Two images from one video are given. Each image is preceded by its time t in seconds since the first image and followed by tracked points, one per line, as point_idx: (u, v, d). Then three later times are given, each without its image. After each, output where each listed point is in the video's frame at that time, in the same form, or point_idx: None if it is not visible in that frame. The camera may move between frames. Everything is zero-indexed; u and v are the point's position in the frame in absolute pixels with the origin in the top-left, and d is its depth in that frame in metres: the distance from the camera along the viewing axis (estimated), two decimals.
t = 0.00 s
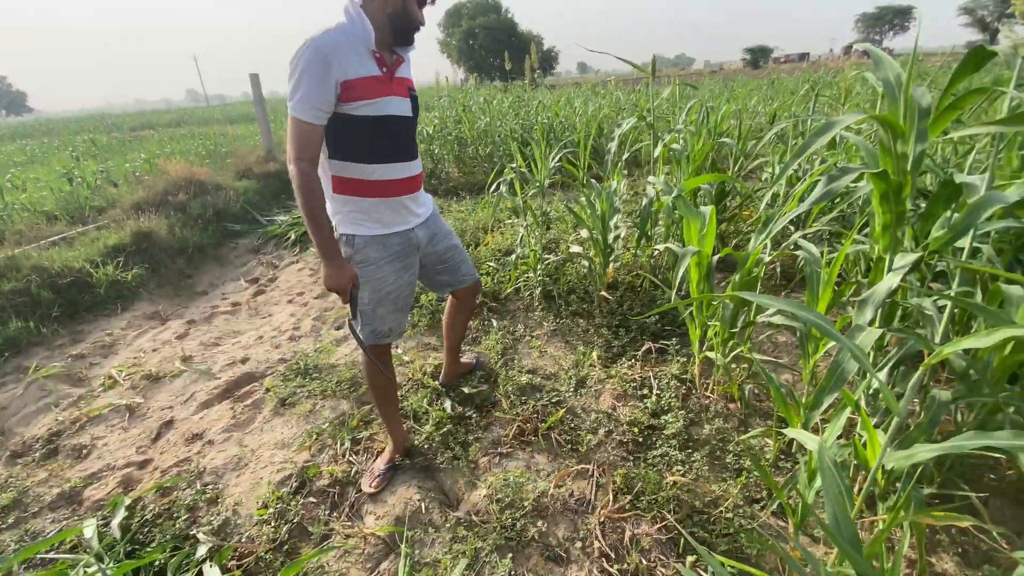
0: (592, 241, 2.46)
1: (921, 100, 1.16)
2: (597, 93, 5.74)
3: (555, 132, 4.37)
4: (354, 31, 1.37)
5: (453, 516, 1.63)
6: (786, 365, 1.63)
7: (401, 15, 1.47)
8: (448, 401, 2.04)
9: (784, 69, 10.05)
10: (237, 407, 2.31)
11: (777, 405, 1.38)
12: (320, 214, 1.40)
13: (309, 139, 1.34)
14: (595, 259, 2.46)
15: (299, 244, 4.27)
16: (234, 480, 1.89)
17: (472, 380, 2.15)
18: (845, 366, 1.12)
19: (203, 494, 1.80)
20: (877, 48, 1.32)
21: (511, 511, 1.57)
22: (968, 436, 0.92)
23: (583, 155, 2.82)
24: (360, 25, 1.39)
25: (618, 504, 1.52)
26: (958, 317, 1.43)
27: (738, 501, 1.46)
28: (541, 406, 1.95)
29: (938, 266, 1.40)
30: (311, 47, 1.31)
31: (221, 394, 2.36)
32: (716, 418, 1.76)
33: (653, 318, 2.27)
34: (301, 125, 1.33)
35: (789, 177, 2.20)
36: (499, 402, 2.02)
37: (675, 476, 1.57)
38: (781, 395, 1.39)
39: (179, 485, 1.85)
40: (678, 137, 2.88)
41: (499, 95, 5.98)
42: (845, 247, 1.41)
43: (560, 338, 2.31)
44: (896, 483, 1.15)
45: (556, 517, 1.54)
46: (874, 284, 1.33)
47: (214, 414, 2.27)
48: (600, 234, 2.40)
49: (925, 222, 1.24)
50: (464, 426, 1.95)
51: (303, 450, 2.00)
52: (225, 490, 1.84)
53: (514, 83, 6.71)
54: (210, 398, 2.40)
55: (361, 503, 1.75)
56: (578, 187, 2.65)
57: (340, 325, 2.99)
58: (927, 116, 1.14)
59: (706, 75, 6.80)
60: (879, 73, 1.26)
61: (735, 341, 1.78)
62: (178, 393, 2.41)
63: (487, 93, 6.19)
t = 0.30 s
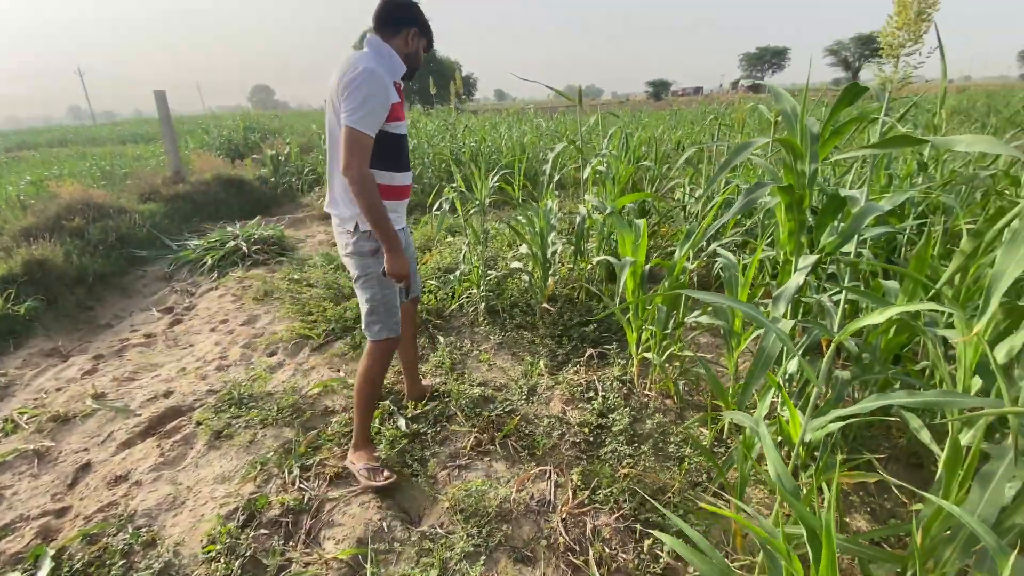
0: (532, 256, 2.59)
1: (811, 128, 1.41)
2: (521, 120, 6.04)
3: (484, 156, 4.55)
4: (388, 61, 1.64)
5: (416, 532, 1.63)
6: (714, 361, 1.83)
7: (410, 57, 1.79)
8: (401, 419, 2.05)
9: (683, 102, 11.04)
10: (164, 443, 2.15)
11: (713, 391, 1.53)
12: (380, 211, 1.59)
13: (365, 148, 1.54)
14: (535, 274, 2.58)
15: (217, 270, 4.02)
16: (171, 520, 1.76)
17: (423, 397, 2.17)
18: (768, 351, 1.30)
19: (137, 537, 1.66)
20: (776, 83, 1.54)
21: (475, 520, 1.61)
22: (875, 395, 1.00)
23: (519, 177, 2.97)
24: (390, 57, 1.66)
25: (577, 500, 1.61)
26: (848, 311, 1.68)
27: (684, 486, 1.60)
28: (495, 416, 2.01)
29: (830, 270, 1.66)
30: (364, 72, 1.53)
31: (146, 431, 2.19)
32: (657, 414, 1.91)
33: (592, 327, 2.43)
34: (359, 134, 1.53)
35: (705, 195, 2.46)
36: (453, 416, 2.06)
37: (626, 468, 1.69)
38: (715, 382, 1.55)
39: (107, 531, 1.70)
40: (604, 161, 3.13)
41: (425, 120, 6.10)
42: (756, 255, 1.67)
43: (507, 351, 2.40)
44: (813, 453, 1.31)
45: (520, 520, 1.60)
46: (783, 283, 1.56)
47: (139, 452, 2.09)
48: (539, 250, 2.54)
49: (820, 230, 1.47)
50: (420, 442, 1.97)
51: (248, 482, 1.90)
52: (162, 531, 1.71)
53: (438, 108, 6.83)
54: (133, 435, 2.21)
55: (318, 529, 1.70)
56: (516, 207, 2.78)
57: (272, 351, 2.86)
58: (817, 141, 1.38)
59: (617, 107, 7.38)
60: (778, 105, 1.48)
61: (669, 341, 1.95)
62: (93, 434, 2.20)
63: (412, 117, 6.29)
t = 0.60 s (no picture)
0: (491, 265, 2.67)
1: (747, 143, 1.61)
2: (468, 136, 6.18)
3: (435, 170, 4.63)
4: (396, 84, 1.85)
5: (393, 537, 1.63)
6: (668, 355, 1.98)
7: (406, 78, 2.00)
8: (369, 428, 2.05)
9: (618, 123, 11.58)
10: (109, 468, 2.02)
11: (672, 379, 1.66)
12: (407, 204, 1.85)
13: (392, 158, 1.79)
14: (495, 283, 2.68)
15: (151, 288, 3.78)
16: (126, 546, 1.67)
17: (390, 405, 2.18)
18: (719, 340, 1.46)
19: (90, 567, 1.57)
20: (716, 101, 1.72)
21: (453, 519, 1.64)
22: (812, 367, 1.10)
23: (475, 188, 3.06)
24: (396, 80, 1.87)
25: (551, 492, 1.70)
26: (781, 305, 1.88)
27: (648, 471, 1.72)
28: (465, 420, 2.07)
29: (766, 269, 1.86)
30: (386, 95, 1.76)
31: (88, 457, 2.05)
32: (618, 408, 2.03)
33: (552, 331, 2.54)
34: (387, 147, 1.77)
35: (651, 206, 2.65)
36: (422, 423, 2.09)
37: (596, 459, 1.78)
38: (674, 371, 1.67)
39: (55, 562, 1.60)
40: (556, 174, 3.29)
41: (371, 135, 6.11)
42: (702, 257, 1.86)
43: (471, 357, 2.47)
44: (761, 430, 1.45)
45: (497, 516, 1.66)
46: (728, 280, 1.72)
47: (80, 479, 1.96)
48: (499, 259, 2.63)
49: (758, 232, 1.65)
50: (390, 450, 1.97)
51: (208, 501, 1.82)
52: (117, 559, 1.62)
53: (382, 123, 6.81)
54: (71, 463, 2.06)
55: (290, 543, 1.66)
56: (475, 218, 2.86)
57: (223, 371, 2.65)
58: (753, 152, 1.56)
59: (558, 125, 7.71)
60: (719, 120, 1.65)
61: (626, 339, 2.08)
62: (26, 464, 2.04)
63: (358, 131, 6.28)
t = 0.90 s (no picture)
0: (459, 278, 2.75)
1: (698, 162, 1.72)
2: (431, 151, 6.24)
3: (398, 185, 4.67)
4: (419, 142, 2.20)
5: (366, 551, 1.63)
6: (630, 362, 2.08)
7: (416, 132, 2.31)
8: (338, 444, 2.04)
9: (576, 140, 11.87)
10: (59, 497, 1.92)
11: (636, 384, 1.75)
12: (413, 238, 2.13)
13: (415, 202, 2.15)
14: (463, 297, 2.77)
15: (98, 307, 3.62)
16: None
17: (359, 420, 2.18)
18: (679, 344, 1.56)
19: None
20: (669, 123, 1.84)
21: (427, 529, 1.65)
22: (761, 366, 1.20)
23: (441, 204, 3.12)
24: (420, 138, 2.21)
25: (523, 498, 1.75)
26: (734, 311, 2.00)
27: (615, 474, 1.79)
28: (436, 432, 2.10)
29: (719, 278, 1.98)
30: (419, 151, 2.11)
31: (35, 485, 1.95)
32: (585, 414, 2.11)
33: (519, 343, 2.62)
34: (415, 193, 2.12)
35: (611, 220, 2.76)
36: (393, 436, 2.10)
37: (566, 464, 1.85)
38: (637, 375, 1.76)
39: None
40: (520, 190, 3.39)
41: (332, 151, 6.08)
42: (660, 268, 1.97)
43: (440, 369, 2.57)
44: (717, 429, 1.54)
45: (470, 524, 1.68)
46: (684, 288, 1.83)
47: (27, 509, 1.86)
48: (466, 273, 2.70)
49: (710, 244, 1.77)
50: (361, 465, 1.97)
51: (170, 525, 1.76)
52: None
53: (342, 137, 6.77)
54: (15, 493, 1.95)
55: (260, 563, 1.63)
56: (441, 233, 2.91)
57: (180, 391, 2.57)
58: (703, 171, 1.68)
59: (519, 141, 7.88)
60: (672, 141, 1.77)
61: (592, 347, 2.16)
62: None
63: (318, 146, 6.24)
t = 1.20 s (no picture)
0: (430, 287, 2.76)
1: (657, 173, 1.79)
2: (403, 159, 6.24)
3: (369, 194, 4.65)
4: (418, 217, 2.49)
5: (334, 565, 1.60)
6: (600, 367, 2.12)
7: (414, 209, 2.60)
8: (306, 457, 2.02)
9: (548, 148, 12.02)
10: (12, 519, 1.84)
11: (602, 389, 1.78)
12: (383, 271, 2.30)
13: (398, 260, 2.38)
14: (435, 306, 2.78)
15: (54, 321, 3.48)
16: None
17: (328, 433, 2.16)
18: (641, 349, 1.63)
19: None
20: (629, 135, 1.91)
21: (397, 541, 1.65)
22: (718, 369, 1.25)
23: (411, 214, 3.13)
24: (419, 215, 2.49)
25: (494, 505, 1.76)
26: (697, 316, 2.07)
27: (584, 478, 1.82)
28: (406, 442, 2.09)
29: (681, 284, 2.05)
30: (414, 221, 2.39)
31: None
32: (555, 421, 2.14)
33: (491, 351, 2.63)
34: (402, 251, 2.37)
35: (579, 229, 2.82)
36: (363, 448, 2.08)
37: (537, 470, 1.87)
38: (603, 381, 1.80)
39: None
40: (490, 199, 3.43)
41: (302, 160, 6.02)
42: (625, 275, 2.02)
43: (411, 379, 2.57)
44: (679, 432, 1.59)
45: (441, 534, 1.68)
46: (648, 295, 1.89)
47: None
48: (437, 282, 2.71)
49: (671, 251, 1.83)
50: (329, 478, 1.95)
51: (130, 545, 1.71)
52: None
53: (311, 145, 6.69)
54: None
55: None
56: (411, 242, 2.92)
57: (141, 406, 2.50)
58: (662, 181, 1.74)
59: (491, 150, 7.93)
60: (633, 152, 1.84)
61: (561, 354, 2.20)
62: None
63: (287, 155, 6.16)
